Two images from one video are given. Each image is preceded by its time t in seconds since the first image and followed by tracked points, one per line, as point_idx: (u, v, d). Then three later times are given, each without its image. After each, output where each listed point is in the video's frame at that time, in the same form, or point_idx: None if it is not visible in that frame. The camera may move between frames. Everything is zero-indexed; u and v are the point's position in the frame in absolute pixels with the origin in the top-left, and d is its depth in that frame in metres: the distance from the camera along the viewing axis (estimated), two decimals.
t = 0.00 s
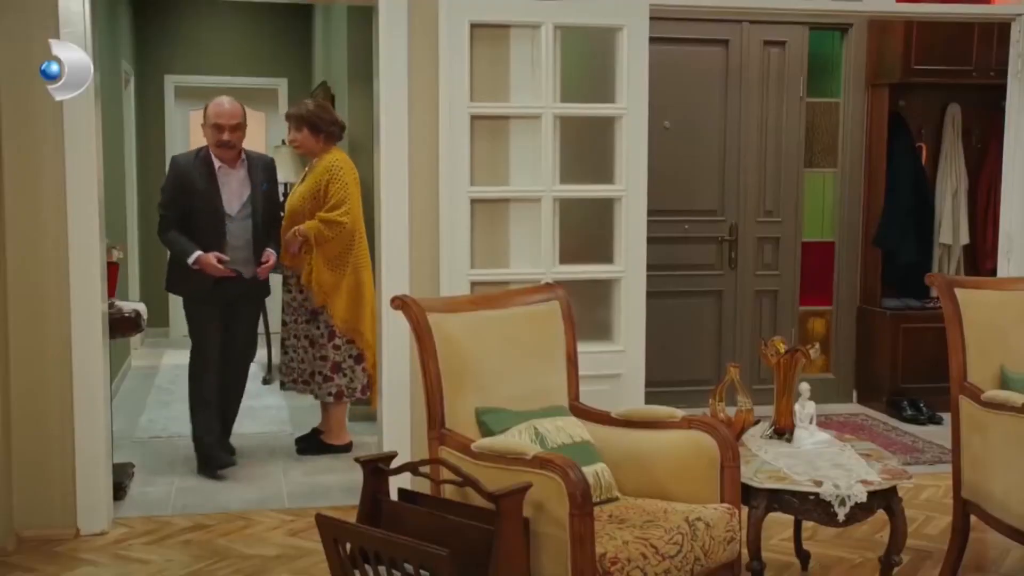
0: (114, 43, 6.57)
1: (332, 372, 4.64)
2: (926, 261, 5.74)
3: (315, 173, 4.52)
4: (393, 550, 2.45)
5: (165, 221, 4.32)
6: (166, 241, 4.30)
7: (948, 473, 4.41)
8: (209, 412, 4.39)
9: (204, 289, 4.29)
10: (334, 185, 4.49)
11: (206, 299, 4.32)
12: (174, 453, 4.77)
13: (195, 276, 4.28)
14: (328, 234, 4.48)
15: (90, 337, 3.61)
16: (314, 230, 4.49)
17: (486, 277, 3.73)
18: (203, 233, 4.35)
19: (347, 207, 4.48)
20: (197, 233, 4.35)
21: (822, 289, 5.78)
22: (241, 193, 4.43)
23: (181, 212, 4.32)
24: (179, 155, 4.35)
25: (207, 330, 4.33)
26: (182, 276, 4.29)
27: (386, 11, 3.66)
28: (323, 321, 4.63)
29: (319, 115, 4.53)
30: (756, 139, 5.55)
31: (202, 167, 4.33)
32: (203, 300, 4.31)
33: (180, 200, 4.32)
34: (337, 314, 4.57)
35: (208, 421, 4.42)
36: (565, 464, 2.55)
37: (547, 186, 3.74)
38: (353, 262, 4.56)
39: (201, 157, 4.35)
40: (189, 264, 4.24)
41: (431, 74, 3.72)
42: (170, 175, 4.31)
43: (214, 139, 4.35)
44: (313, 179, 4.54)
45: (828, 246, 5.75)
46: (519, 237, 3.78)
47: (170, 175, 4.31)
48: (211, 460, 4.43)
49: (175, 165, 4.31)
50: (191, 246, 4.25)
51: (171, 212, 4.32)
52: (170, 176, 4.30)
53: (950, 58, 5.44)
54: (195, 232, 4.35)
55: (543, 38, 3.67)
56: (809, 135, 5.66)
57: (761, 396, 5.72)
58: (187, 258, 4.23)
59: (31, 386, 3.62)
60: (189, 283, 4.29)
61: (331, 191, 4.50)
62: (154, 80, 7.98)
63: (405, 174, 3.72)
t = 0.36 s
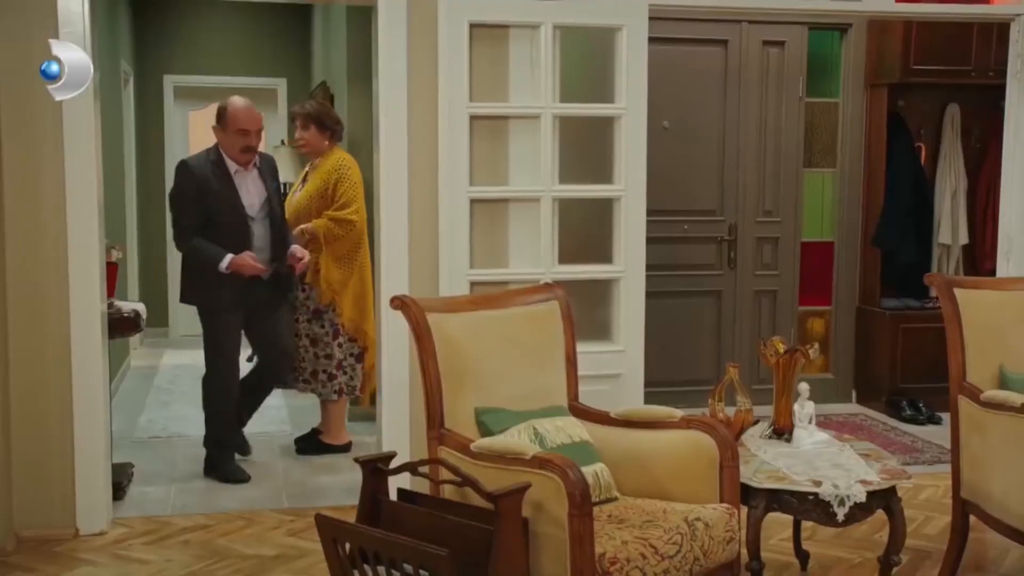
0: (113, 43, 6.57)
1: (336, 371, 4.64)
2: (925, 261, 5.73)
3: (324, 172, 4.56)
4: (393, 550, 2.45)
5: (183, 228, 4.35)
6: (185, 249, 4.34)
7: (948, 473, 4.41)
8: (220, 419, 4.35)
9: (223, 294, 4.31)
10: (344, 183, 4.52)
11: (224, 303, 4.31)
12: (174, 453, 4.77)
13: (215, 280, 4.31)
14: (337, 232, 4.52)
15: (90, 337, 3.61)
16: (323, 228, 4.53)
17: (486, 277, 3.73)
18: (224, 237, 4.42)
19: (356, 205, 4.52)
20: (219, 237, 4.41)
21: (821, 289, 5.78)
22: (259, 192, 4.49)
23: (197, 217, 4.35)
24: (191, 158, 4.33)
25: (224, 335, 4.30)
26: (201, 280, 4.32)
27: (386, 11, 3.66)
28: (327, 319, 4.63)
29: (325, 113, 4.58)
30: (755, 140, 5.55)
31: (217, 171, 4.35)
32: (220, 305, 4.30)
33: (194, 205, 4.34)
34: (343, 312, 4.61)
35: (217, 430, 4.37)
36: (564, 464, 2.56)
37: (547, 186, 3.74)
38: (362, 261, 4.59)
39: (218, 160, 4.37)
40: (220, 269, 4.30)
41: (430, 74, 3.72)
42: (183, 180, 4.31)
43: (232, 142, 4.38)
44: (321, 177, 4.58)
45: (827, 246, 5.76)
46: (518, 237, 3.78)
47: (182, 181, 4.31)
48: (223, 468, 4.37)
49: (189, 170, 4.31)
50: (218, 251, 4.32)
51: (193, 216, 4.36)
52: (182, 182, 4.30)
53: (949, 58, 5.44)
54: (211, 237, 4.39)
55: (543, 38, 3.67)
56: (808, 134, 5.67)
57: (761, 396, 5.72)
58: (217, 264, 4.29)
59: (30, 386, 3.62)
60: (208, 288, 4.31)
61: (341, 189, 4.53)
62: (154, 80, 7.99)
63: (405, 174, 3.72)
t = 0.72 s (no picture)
0: (110, 43, 6.57)
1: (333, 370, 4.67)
2: (922, 261, 5.73)
3: (324, 172, 4.57)
4: (390, 549, 2.45)
5: (225, 229, 4.17)
6: (229, 249, 4.16)
7: (944, 473, 4.41)
8: (226, 421, 4.33)
9: (259, 300, 4.23)
10: (344, 183, 4.53)
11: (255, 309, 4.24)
12: (170, 453, 4.77)
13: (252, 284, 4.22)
14: (338, 232, 4.54)
15: (87, 337, 3.61)
16: (324, 228, 4.55)
17: (482, 277, 3.73)
18: (267, 239, 4.24)
19: (356, 205, 4.56)
20: (262, 237, 4.23)
21: (818, 289, 5.79)
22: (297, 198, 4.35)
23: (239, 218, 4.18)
24: (235, 160, 4.18)
25: (248, 340, 4.26)
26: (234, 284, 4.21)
27: (383, 11, 3.67)
28: (326, 319, 4.66)
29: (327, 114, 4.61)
30: (752, 140, 5.55)
31: (259, 172, 4.20)
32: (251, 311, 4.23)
33: (235, 206, 4.17)
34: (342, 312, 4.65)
35: (220, 430, 4.36)
36: (561, 464, 2.56)
37: (543, 186, 3.74)
38: (360, 261, 4.63)
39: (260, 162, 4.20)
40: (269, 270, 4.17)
41: (427, 75, 3.72)
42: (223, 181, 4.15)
43: (285, 150, 4.25)
44: (322, 178, 4.59)
45: (824, 246, 5.76)
46: (515, 237, 3.78)
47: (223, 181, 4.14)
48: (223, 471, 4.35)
49: (231, 169, 4.15)
50: (269, 249, 4.17)
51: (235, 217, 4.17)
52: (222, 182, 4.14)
53: (946, 59, 5.44)
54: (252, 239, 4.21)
55: (540, 38, 3.67)
56: (805, 134, 5.67)
57: (757, 396, 5.72)
58: (267, 263, 4.15)
59: (27, 386, 3.62)
60: (242, 292, 4.21)
61: (341, 189, 4.55)
62: (151, 78, 8.00)
63: (403, 173, 3.73)
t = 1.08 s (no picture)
0: (97, 43, 6.54)
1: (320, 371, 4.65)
2: (909, 261, 5.75)
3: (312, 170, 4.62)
4: (377, 549, 2.44)
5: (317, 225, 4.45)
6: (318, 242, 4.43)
7: (930, 472, 4.43)
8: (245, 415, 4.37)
9: (337, 298, 4.44)
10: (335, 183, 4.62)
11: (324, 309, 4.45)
12: (157, 454, 4.75)
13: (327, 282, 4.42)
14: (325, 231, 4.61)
15: (74, 337, 3.59)
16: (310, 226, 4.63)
17: (470, 277, 3.73)
18: (351, 240, 4.49)
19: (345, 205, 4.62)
20: (345, 237, 4.48)
21: (805, 288, 5.80)
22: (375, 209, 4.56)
23: (326, 215, 4.46)
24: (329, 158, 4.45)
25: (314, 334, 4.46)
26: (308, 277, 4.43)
27: (371, 10, 3.66)
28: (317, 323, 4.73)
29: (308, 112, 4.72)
30: (740, 140, 5.56)
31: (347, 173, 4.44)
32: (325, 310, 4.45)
33: (326, 203, 4.45)
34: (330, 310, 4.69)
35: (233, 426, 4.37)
36: (549, 464, 2.57)
37: (532, 186, 3.74)
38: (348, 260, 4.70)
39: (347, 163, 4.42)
40: (350, 270, 4.41)
41: (415, 74, 3.72)
42: (314, 176, 4.42)
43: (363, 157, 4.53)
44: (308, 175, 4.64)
45: (812, 246, 5.77)
46: (503, 237, 3.78)
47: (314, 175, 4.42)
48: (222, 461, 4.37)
49: (321, 166, 4.40)
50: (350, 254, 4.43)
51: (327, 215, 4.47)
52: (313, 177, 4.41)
53: (932, 59, 5.45)
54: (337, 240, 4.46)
55: (528, 38, 3.67)
56: (793, 134, 5.68)
57: (745, 396, 5.73)
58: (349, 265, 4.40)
59: (12, 387, 3.60)
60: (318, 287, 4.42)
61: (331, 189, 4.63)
62: (138, 78, 7.96)
63: (391, 173, 3.72)
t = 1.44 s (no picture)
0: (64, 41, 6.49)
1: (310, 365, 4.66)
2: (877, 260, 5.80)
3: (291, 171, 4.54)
4: (347, 549, 2.44)
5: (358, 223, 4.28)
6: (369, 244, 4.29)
7: (898, 469, 4.47)
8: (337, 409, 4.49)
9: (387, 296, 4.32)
10: (316, 179, 4.55)
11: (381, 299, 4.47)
12: (127, 455, 4.72)
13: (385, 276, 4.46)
14: (310, 227, 4.51)
15: (40, 338, 3.57)
16: (295, 225, 4.50)
17: (441, 277, 3.73)
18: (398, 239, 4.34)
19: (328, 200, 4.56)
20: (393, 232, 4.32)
21: (775, 287, 5.84)
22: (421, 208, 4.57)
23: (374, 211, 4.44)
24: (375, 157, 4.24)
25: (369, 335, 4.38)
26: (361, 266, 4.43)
27: (341, 10, 3.65)
28: (303, 317, 4.64)
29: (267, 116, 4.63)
30: (711, 140, 5.59)
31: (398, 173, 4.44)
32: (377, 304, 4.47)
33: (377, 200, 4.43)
34: (318, 311, 4.62)
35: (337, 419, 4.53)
36: (519, 463, 2.58)
37: (502, 185, 3.74)
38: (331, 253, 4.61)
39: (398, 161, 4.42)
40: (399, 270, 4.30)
41: (385, 73, 3.71)
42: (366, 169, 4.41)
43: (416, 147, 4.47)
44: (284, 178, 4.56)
45: (781, 245, 5.81)
46: (474, 237, 3.79)
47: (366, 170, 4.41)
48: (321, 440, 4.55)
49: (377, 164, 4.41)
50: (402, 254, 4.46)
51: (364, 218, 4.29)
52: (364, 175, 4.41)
53: (899, 60, 5.50)
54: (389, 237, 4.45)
55: (498, 38, 3.68)
56: (763, 134, 5.72)
57: (715, 394, 5.77)
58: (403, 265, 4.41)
59: None
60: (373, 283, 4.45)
61: (311, 186, 4.55)
62: (107, 78, 7.90)
63: (362, 173, 3.72)
